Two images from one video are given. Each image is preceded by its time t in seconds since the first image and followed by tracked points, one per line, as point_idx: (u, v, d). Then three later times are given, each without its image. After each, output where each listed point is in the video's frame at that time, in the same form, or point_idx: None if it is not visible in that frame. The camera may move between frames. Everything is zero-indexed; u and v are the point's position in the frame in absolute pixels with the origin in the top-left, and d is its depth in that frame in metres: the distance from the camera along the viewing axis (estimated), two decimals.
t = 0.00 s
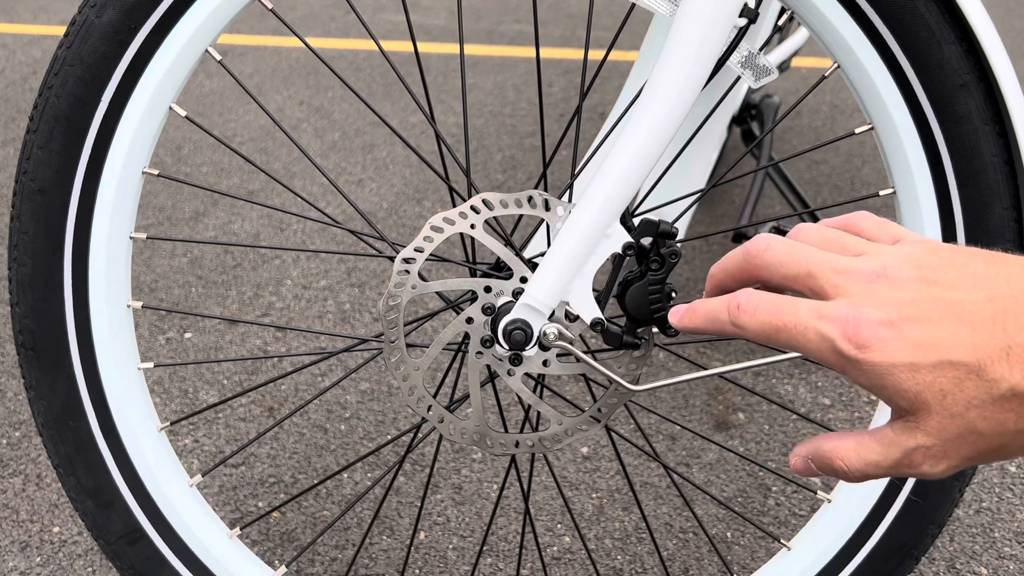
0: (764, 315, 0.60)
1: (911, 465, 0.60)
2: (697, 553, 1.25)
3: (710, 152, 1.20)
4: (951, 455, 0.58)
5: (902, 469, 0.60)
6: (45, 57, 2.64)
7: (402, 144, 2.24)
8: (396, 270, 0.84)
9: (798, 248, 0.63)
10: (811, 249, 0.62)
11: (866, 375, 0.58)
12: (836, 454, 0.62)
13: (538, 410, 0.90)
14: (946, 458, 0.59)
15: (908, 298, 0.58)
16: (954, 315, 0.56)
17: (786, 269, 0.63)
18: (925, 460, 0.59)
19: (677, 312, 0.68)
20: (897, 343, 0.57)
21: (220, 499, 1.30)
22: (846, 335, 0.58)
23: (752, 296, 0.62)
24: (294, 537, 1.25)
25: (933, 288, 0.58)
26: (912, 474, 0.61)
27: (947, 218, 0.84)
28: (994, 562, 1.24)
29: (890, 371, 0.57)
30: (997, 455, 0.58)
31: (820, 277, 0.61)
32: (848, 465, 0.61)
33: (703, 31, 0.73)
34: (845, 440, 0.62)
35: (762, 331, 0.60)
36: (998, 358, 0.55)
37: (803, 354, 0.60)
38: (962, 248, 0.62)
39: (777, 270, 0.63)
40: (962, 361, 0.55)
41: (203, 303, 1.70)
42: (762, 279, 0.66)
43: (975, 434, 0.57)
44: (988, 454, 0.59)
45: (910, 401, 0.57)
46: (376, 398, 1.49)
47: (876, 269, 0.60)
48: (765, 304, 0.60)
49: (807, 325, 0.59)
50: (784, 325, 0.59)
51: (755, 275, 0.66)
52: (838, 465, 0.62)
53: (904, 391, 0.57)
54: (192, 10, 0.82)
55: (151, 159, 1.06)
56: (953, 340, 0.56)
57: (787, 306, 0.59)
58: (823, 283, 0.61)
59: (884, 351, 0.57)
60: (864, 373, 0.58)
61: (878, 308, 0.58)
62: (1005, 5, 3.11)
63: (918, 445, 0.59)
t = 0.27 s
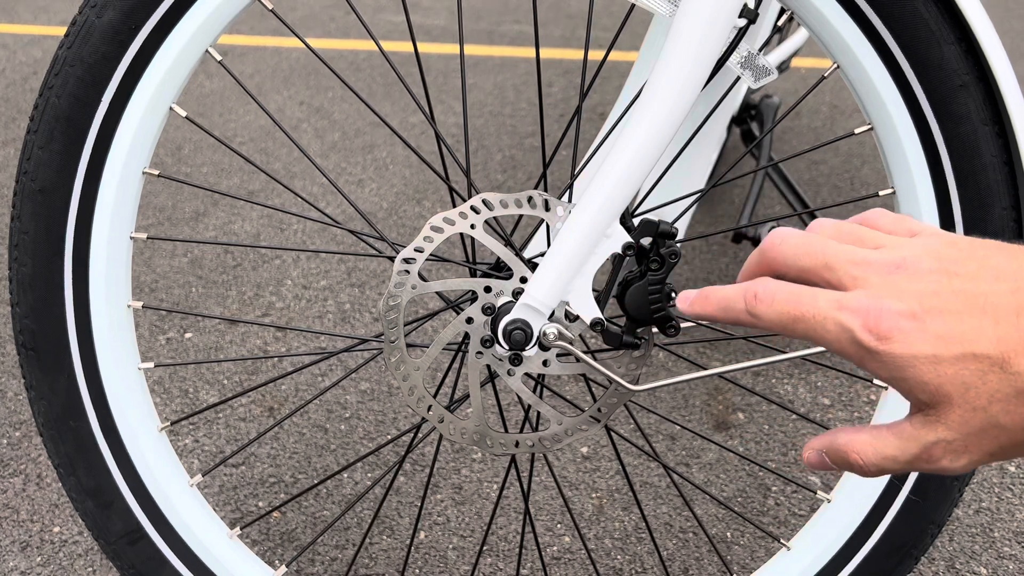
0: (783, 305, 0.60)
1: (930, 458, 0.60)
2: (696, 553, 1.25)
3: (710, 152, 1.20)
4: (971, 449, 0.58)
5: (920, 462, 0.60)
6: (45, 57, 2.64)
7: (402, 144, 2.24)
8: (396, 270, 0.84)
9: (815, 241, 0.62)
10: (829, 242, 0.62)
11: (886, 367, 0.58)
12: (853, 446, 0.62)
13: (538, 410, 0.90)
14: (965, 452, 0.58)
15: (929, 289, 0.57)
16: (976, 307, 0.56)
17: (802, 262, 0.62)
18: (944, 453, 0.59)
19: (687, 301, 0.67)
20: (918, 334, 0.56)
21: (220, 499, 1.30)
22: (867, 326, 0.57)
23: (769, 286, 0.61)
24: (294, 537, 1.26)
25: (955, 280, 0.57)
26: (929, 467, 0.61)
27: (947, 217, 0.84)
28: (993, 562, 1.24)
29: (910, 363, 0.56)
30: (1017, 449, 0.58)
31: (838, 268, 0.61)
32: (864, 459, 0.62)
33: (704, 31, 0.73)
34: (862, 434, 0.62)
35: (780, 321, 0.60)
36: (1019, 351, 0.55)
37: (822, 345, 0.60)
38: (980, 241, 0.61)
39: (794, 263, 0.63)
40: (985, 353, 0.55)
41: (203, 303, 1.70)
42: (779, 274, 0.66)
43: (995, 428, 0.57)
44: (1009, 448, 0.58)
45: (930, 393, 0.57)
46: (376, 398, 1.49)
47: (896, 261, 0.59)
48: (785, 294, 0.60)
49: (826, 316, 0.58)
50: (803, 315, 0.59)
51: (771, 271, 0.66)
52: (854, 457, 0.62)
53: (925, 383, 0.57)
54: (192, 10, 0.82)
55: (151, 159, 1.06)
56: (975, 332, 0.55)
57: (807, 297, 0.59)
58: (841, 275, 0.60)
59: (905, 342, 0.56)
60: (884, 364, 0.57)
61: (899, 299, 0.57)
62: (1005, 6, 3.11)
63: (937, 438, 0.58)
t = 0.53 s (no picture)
0: (770, 327, 0.59)
1: (928, 476, 0.58)
2: (696, 553, 1.25)
3: (710, 152, 1.20)
4: (966, 462, 0.57)
5: (918, 482, 0.58)
6: (45, 57, 2.64)
7: (402, 144, 2.24)
8: (396, 270, 0.84)
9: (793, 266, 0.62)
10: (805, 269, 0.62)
11: (877, 384, 0.56)
12: (851, 472, 0.61)
13: (538, 410, 0.90)
14: (962, 467, 0.57)
15: (910, 302, 0.57)
16: (957, 316, 0.56)
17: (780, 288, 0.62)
18: (941, 470, 0.57)
19: (673, 314, 0.64)
20: (904, 346, 0.56)
21: (220, 499, 1.30)
22: (854, 342, 0.57)
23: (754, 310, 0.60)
24: (294, 537, 1.26)
25: (934, 292, 0.57)
26: (927, 488, 0.59)
27: (947, 217, 0.84)
28: (993, 562, 1.24)
29: (900, 375, 0.55)
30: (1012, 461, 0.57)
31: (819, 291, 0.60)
32: (863, 482, 0.60)
33: (703, 32, 0.73)
34: (858, 459, 0.60)
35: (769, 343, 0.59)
36: (1004, 358, 0.55)
37: (811, 365, 0.59)
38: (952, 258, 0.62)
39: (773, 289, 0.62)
40: (971, 361, 0.55)
41: (204, 303, 1.70)
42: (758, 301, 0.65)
43: (988, 439, 0.56)
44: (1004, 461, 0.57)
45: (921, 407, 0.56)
46: (376, 398, 1.49)
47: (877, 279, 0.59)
48: (772, 315, 0.59)
49: (812, 335, 0.57)
50: (790, 335, 0.58)
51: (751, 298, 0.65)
52: (853, 482, 0.60)
53: (918, 397, 0.56)
54: (192, 11, 0.82)
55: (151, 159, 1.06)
56: (960, 342, 0.55)
57: (794, 316, 0.58)
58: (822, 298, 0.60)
59: (892, 355, 0.56)
60: (874, 381, 0.56)
61: (882, 312, 0.57)
62: (1005, 6, 3.11)
63: (934, 454, 0.57)
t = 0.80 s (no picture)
0: (760, 335, 0.56)
1: (907, 489, 0.55)
2: (696, 553, 1.25)
3: (710, 151, 1.21)
4: (947, 475, 0.55)
5: (898, 495, 0.56)
6: (46, 57, 2.64)
7: (402, 144, 2.24)
8: (396, 270, 0.84)
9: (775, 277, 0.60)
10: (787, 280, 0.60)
11: (857, 396, 0.54)
12: (832, 483, 0.58)
13: (538, 410, 0.90)
14: (944, 480, 0.55)
15: (890, 316, 0.55)
16: (937, 330, 0.54)
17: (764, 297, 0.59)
18: (922, 483, 0.55)
19: (664, 313, 0.62)
20: (887, 362, 0.53)
21: (220, 499, 1.30)
22: (838, 354, 0.54)
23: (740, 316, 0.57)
24: (294, 537, 1.26)
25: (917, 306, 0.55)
26: (907, 501, 0.57)
27: (947, 216, 0.85)
28: (993, 562, 1.24)
29: (882, 391, 0.53)
30: (991, 475, 0.55)
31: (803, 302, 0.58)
32: (847, 495, 0.57)
33: (703, 32, 0.73)
34: (840, 470, 0.58)
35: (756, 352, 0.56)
36: (984, 373, 0.52)
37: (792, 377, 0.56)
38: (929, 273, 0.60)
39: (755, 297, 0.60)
40: (953, 374, 0.53)
41: (204, 303, 1.70)
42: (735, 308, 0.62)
43: (967, 453, 0.54)
44: (983, 475, 0.55)
45: (902, 422, 0.53)
46: (376, 398, 1.49)
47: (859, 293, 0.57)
48: (757, 322, 0.56)
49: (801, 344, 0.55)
50: (777, 344, 0.55)
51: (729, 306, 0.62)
52: (835, 493, 0.58)
53: (898, 409, 0.53)
54: (192, 11, 0.82)
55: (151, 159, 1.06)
56: (945, 354, 0.53)
57: (780, 324, 0.55)
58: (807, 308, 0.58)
59: (873, 369, 0.53)
60: (853, 393, 0.54)
61: (863, 326, 0.55)
62: (1005, 6, 3.11)
63: (914, 467, 0.55)
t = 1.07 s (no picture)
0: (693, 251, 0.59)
1: (822, 404, 0.58)
2: (696, 553, 1.25)
3: (710, 151, 1.21)
4: (859, 391, 0.58)
5: (812, 411, 0.59)
6: (46, 57, 2.64)
7: (402, 144, 2.24)
8: (396, 270, 0.84)
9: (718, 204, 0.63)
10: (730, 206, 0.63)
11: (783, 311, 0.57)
12: (748, 399, 0.60)
13: (538, 410, 0.90)
14: (853, 396, 0.58)
15: (823, 239, 0.58)
16: (866, 254, 0.58)
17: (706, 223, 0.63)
18: (834, 398, 0.58)
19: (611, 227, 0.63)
20: (815, 277, 0.57)
21: (220, 499, 1.30)
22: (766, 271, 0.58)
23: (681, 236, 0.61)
24: (294, 537, 1.26)
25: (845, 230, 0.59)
26: (820, 418, 0.60)
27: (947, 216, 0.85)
28: (993, 562, 1.24)
29: (808, 303, 0.57)
30: (898, 392, 0.59)
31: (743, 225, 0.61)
32: (762, 410, 0.59)
33: (703, 31, 0.73)
34: (757, 387, 0.60)
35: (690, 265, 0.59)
36: (901, 291, 0.57)
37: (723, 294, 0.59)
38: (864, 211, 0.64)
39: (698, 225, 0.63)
40: (870, 291, 0.57)
41: (204, 303, 1.70)
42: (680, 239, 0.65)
43: (877, 367, 0.57)
44: (892, 391, 0.59)
45: (824, 336, 0.57)
46: (376, 398, 1.49)
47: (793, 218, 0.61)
48: (694, 240, 0.59)
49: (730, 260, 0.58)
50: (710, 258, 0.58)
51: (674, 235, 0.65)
52: (751, 409, 0.60)
53: (820, 322, 0.57)
54: (192, 11, 0.82)
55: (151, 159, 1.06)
56: (865, 273, 0.57)
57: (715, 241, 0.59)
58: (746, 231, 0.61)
59: (803, 285, 0.57)
60: (780, 306, 0.57)
61: (795, 247, 0.58)
62: (1005, 6, 3.11)
63: (830, 380, 0.58)
